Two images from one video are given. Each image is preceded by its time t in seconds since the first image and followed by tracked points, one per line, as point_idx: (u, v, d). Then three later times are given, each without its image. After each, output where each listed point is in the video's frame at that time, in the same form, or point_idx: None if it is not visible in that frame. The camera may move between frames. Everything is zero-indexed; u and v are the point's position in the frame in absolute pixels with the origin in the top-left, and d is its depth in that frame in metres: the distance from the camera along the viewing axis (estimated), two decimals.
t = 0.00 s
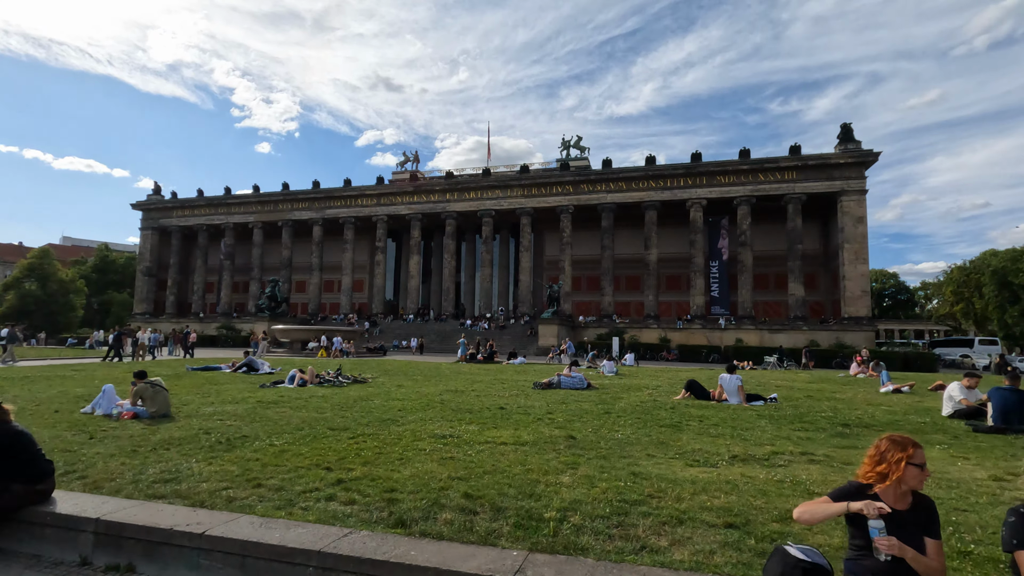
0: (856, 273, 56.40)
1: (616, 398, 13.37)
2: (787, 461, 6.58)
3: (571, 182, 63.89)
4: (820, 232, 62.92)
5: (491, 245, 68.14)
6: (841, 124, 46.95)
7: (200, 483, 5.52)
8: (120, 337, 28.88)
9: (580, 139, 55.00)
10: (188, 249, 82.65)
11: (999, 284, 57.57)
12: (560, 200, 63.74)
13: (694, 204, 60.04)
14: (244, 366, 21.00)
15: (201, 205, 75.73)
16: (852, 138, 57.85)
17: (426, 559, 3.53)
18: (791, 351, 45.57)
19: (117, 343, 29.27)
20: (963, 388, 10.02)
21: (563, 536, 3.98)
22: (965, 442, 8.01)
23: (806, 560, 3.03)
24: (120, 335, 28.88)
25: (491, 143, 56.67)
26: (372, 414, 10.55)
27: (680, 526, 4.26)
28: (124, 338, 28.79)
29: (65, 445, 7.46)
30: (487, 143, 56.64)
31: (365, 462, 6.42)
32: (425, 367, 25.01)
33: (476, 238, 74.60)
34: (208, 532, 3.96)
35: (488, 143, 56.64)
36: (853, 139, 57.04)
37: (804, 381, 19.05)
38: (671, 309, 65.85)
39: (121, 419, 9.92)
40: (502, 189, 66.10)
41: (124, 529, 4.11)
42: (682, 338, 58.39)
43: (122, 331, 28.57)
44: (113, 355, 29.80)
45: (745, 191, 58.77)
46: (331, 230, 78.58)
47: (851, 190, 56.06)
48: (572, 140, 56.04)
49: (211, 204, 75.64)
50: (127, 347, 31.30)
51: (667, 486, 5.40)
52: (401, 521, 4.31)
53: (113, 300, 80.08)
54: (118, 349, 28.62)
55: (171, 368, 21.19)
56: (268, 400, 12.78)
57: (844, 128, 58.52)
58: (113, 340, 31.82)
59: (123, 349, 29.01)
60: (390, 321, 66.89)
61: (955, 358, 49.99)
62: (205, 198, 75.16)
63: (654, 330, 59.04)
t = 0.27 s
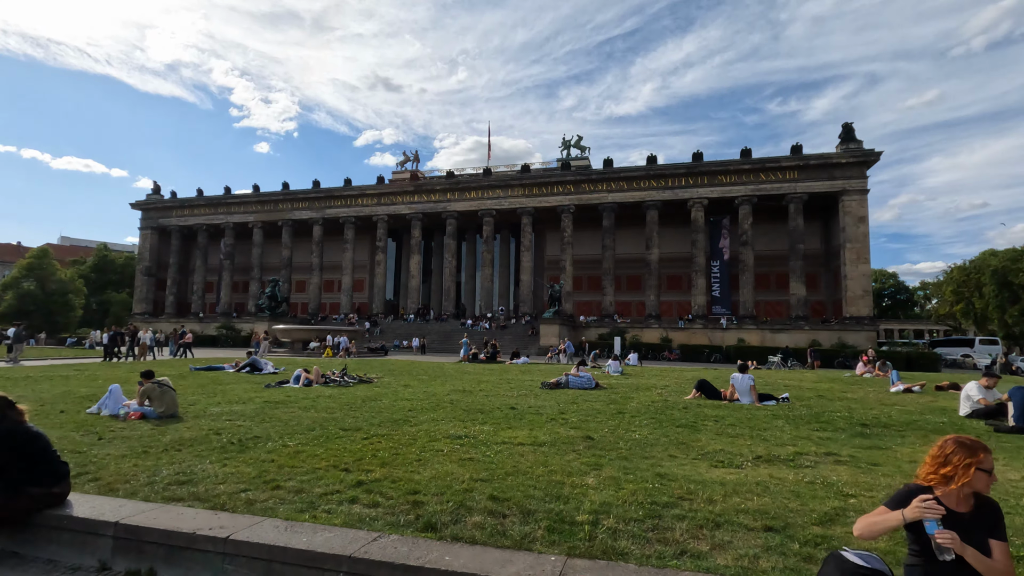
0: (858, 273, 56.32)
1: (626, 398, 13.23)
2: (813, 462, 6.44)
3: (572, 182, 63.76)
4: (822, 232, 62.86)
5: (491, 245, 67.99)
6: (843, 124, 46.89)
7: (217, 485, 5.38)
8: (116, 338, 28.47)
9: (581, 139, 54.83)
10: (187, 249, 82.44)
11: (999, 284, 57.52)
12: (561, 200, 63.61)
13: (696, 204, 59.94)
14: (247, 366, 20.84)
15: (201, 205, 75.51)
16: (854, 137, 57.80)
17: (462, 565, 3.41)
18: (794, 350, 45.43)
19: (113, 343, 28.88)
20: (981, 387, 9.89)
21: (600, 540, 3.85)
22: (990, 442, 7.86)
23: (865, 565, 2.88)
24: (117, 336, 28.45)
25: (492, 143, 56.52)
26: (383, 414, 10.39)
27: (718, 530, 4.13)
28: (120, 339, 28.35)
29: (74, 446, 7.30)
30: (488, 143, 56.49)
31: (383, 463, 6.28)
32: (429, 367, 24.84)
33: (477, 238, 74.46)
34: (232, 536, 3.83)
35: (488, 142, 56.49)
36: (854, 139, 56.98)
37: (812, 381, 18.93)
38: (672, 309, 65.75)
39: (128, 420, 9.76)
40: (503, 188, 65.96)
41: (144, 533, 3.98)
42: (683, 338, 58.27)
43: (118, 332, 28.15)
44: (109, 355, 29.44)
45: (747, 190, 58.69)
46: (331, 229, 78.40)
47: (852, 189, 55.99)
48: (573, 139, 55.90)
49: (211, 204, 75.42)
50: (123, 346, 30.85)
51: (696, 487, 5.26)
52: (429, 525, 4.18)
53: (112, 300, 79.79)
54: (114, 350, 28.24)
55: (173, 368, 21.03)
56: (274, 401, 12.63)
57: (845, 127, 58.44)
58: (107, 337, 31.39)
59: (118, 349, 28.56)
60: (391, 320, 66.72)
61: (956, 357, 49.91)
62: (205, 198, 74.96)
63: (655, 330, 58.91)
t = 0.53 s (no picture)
0: (861, 273, 56.18)
1: (641, 399, 13.08)
2: (849, 466, 6.28)
3: (575, 182, 63.60)
4: (825, 232, 62.73)
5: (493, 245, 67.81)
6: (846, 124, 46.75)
7: (242, 490, 5.23)
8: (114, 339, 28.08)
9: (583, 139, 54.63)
10: (188, 249, 82.23)
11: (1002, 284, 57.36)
12: (563, 200, 63.42)
13: (698, 204, 59.80)
14: (253, 367, 20.67)
15: (202, 205, 75.31)
16: (857, 137, 57.63)
17: None
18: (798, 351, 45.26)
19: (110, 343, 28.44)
20: (1007, 390, 9.72)
21: (651, 551, 3.70)
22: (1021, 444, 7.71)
23: None
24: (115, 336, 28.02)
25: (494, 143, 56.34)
26: (398, 416, 10.24)
27: (770, 539, 3.98)
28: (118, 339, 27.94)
29: (89, 450, 7.15)
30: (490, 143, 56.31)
31: (408, 467, 6.12)
32: (436, 368, 24.68)
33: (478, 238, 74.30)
34: (268, 546, 3.68)
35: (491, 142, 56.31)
36: (857, 139, 56.82)
37: (824, 382, 18.76)
38: (675, 309, 65.60)
39: (140, 422, 9.59)
40: (505, 188, 65.77)
41: (176, 543, 3.83)
42: (686, 338, 58.13)
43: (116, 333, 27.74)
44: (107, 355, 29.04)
45: (750, 190, 58.56)
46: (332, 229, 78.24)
47: (855, 190, 55.86)
48: (576, 139, 55.70)
49: (212, 204, 75.25)
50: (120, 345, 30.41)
51: (736, 493, 5.11)
52: (471, 534, 4.03)
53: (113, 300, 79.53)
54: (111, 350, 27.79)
55: (179, 369, 20.89)
56: (285, 402, 12.47)
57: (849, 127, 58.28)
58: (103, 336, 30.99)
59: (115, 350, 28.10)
60: (393, 321, 66.54)
61: (960, 358, 49.75)
62: (206, 198, 74.78)
63: (658, 330, 58.73)
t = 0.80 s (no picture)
0: (865, 273, 56.00)
1: (657, 399, 12.97)
2: (888, 467, 6.14)
3: (578, 182, 63.48)
4: (828, 232, 62.61)
5: (496, 246, 67.68)
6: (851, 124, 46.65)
7: (272, 494, 5.09)
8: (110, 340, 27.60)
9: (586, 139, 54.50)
10: (190, 251, 82.14)
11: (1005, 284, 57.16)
12: (566, 201, 63.29)
13: (702, 204, 59.68)
14: (261, 368, 20.53)
15: (204, 206, 75.20)
16: (861, 137, 57.51)
17: None
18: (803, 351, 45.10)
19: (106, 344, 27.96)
20: None
21: (708, 555, 3.57)
22: None
23: None
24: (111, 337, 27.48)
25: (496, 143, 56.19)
26: (415, 417, 10.11)
27: (828, 543, 3.84)
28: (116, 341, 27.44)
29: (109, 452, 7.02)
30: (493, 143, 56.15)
31: (438, 469, 5.99)
32: (443, 368, 24.54)
33: (481, 239, 74.17)
34: (311, 552, 3.55)
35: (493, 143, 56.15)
36: (861, 139, 56.70)
37: (836, 382, 18.60)
38: (678, 310, 65.47)
39: (154, 423, 9.44)
40: (508, 189, 65.70)
41: (213, 549, 3.71)
42: (690, 339, 57.99)
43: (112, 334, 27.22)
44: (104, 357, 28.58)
45: (753, 190, 58.44)
46: (335, 230, 78.17)
47: (859, 189, 55.71)
48: (579, 139, 55.60)
49: (214, 205, 75.15)
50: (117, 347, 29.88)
51: (780, 495, 4.97)
52: (518, 538, 3.89)
53: (114, 301, 79.42)
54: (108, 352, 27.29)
55: (186, 370, 20.75)
56: (298, 403, 12.34)
57: (852, 127, 58.14)
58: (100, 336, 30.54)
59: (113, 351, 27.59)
60: (395, 322, 66.40)
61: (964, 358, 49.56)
62: (208, 200, 74.66)
63: (662, 331, 58.58)
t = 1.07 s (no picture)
0: (870, 274, 55.78)
1: (671, 402, 12.83)
2: (923, 473, 6.01)
3: (581, 183, 63.35)
4: (832, 233, 62.44)
5: (499, 247, 67.54)
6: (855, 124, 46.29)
7: (299, 501, 4.97)
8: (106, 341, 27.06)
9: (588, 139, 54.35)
10: (193, 252, 82.10)
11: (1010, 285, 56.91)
12: (570, 201, 63.15)
13: (706, 205, 59.51)
14: (268, 370, 20.40)
15: (207, 207, 75.18)
16: (865, 138, 57.31)
17: None
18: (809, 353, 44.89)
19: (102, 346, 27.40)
20: None
21: (762, 569, 3.43)
22: None
23: None
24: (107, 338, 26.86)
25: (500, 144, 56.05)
26: (431, 421, 9.97)
27: (881, 555, 3.72)
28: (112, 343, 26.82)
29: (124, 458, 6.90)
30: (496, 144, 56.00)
31: (463, 476, 5.85)
32: (451, 370, 24.41)
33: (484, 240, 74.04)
34: (350, 565, 3.43)
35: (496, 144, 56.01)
36: (866, 139, 56.49)
37: (849, 384, 18.43)
38: (682, 311, 65.28)
39: (167, 428, 9.34)
40: (511, 189, 65.58)
41: (246, 561, 3.59)
42: (694, 340, 57.81)
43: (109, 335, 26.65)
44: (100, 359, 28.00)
45: (757, 191, 58.27)
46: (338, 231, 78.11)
47: (864, 190, 55.50)
48: (583, 140, 55.47)
49: (216, 206, 75.11)
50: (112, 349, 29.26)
51: (820, 504, 4.83)
52: (560, 551, 3.76)
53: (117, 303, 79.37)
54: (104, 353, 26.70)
55: (193, 372, 20.64)
56: (310, 406, 12.23)
57: (857, 127, 57.95)
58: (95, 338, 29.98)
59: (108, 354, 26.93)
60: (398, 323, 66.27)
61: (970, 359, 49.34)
62: (211, 201, 74.61)
63: (666, 332, 58.39)
